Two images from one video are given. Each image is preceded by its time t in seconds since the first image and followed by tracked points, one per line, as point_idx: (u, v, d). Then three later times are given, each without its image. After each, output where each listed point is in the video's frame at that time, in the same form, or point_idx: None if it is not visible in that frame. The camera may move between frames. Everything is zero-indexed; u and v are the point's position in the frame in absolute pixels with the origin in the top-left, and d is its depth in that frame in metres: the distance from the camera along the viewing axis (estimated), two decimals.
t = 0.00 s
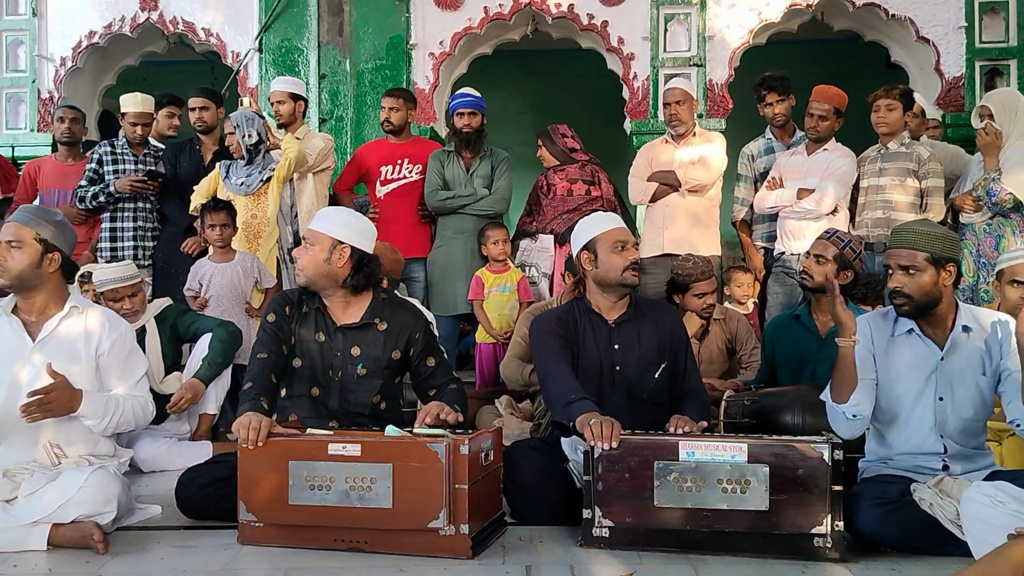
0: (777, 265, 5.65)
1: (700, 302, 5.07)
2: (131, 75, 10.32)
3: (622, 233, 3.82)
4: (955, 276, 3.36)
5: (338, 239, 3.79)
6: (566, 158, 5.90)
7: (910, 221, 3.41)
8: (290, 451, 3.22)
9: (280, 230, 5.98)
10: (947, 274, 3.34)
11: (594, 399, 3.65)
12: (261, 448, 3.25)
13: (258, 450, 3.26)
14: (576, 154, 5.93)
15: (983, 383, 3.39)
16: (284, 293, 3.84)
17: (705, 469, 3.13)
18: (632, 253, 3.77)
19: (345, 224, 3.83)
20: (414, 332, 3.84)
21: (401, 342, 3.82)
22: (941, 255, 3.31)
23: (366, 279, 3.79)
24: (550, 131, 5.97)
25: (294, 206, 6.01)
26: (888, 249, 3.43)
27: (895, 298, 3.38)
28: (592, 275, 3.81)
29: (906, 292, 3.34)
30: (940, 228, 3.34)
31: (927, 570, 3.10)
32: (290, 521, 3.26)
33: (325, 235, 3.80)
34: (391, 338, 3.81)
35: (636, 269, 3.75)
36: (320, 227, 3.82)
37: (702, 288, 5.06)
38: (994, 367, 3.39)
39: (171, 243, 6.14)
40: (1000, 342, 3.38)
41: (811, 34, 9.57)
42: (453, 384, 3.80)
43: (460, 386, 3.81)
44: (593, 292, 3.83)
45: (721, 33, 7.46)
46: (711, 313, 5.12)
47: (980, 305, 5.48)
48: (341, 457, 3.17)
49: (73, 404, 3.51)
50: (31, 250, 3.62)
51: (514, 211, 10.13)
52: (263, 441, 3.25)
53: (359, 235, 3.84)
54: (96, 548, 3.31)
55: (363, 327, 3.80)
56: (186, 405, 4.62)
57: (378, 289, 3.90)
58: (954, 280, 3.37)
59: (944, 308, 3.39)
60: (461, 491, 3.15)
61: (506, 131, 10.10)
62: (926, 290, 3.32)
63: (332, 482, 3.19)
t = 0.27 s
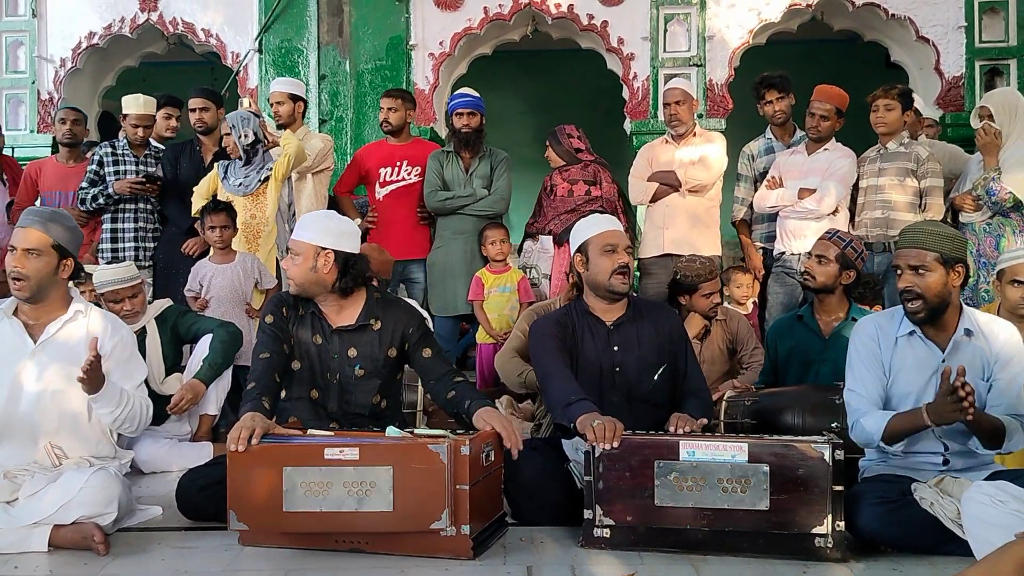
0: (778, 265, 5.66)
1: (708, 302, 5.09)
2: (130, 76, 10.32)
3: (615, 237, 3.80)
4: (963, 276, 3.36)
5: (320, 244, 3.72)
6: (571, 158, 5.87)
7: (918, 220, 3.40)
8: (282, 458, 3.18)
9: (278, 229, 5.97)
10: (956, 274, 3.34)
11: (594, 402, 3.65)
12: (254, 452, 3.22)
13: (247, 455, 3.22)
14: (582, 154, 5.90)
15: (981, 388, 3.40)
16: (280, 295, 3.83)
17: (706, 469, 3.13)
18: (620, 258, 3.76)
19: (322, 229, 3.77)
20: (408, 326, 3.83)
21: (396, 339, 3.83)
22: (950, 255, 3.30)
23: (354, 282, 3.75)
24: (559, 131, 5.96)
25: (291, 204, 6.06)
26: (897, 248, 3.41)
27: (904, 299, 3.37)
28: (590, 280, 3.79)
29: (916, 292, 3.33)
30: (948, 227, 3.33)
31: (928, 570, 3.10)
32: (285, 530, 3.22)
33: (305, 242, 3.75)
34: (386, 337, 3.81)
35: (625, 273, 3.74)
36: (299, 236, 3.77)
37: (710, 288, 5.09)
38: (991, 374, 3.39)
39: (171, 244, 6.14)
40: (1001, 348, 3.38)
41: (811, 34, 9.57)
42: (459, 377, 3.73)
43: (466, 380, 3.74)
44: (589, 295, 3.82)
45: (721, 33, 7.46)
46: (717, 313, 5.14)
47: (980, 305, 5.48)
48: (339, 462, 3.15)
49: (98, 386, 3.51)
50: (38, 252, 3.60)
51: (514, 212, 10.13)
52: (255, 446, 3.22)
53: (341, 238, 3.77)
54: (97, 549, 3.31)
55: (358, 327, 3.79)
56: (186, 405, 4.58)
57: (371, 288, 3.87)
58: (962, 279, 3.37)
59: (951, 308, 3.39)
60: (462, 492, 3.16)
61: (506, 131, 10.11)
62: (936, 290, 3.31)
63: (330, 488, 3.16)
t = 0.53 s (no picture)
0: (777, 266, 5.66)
1: (709, 303, 5.10)
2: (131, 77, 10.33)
3: (607, 238, 3.84)
4: (969, 281, 3.36)
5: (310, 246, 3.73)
6: (578, 159, 5.87)
7: (927, 221, 3.39)
8: (287, 458, 3.19)
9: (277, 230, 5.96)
10: (961, 279, 3.34)
11: (594, 404, 3.66)
12: (257, 452, 3.22)
13: (251, 455, 3.23)
14: (588, 156, 5.90)
15: (983, 390, 3.40)
16: (276, 297, 3.84)
17: (708, 470, 3.13)
18: (613, 261, 3.76)
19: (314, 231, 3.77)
20: (402, 323, 3.82)
21: (392, 336, 3.82)
22: (956, 260, 3.30)
23: (345, 281, 3.74)
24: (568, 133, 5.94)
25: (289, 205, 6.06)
26: (903, 249, 3.41)
27: (908, 299, 3.37)
28: (586, 286, 3.78)
29: (920, 294, 3.33)
30: (957, 232, 3.31)
31: (929, 571, 3.10)
32: (287, 530, 3.22)
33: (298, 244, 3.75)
34: (381, 335, 3.81)
35: (614, 275, 3.73)
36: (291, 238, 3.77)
37: (710, 288, 5.09)
38: (993, 377, 3.39)
39: (172, 246, 6.14)
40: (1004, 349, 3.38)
41: (811, 35, 9.57)
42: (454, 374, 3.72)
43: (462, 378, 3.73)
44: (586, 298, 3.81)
45: (721, 34, 7.46)
46: (717, 313, 5.15)
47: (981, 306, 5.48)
48: (341, 463, 3.15)
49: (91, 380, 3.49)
50: (40, 251, 3.61)
51: (514, 213, 10.13)
52: (258, 446, 3.22)
53: (333, 239, 3.78)
54: (98, 550, 3.31)
55: (354, 327, 3.79)
56: (187, 406, 4.65)
57: (365, 287, 3.88)
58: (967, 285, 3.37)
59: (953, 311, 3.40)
60: (465, 493, 3.17)
61: (506, 132, 10.11)
62: (940, 294, 3.31)
63: (332, 488, 3.16)
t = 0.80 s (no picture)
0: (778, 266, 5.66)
1: (709, 303, 5.10)
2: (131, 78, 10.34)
3: (601, 240, 3.82)
4: (971, 281, 3.36)
5: (296, 249, 3.75)
6: (581, 160, 5.86)
7: (927, 222, 3.39)
8: (298, 455, 3.21)
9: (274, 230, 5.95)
10: (963, 279, 3.34)
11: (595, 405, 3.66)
12: (268, 451, 3.23)
13: (265, 453, 3.23)
14: (592, 156, 5.90)
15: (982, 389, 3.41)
16: (271, 298, 3.86)
17: (708, 471, 3.13)
18: (609, 261, 3.78)
19: (304, 231, 3.79)
20: (397, 324, 3.83)
21: (385, 337, 3.81)
22: (957, 260, 3.30)
23: (332, 282, 3.73)
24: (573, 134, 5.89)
25: (287, 205, 6.01)
26: (905, 251, 3.41)
27: (911, 301, 3.37)
28: (582, 287, 3.80)
29: (923, 295, 3.33)
30: (958, 232, 3.31)
31: (930, 571, 3.10)
32: (298, 527, 3.24)
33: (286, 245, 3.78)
34: (375, 336, 3.80)
35: (605, 281, 3.74)
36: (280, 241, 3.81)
37: (710, 289, 5.09)
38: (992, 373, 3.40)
39: (172, 246, 6.14)
40: (1001, 350, 3.39)
41: (811, 35, 9.57)
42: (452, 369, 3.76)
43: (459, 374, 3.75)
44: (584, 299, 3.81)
45: (721, 34, 7.46)
46: (717, 313, 5.15)
47: (982, 306, 5.48)
48: (351, 460, 3.17)
49: (56, 420, 3.51)
50: (38, 255, 3.61)
51: (515, 213, 10.13)
52: (270, 444, 3.23)
53: (319, 241, 3.79)
54: (99, 551, 3.31)
55: (346, 327, 3.78)
56: (190, 405, 4.66)
57: (357, 287, 3.88)
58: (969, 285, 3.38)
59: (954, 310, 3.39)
60: (472, 491, 3.18)
61: (506, 133, 10.11)
62: (942, 294, 3.31)
63: (342, 485, 3.18)
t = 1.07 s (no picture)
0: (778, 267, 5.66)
1: (708, 304, 5.10)
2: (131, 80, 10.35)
3: (598, 243, 3.81)
4: (970, 284, 3.36)
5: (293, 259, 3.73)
6: (585, 160, 5.89)
7: (926, 226, 3.36)
8: (298, 457, 3.20)
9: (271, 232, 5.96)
10: (962, 283, 3.34)
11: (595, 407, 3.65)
12: (268, 453, 3.22)
13: (265, 455, 3.22)
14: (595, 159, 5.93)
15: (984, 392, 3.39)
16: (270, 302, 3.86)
17: (708, 472, 3.13)
18: (608, 263, 3.78)
19: (297, 241, 3.76)
20: (397, 335, 3.83)
21: (385, 346, 3.81)
22: (958, 266, 3.29)
23: (329, 291, 3.72)
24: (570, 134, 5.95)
25: (285, 209, 6.00)
26: (904, 254, 3.39)
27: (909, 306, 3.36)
28: (581, 289, 3.80)
29: (923, 300, 3.32)
30: (958, 237, 3.29)
31: (931, 572, 3.09)
32: (298, 529, 3.23)
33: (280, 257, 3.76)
34: (375, 345, 3.80)
35: (604, 282, 3.74)
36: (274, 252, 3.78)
37: (710, 289, 5.09)
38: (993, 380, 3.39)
39: (172, 248, 6.14)
40: (1004, 354, 3.35)
41: (811, 36, 9.57)
42: (442, 380, 3.85)
43: (449, 382, 3.85)
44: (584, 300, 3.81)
45: (721, 35, 7.46)
46: (717, 313, 5.14)
47: (983, 307, 5.48)
48: (351, 462, 3.17)
49: (52, 425, 3.52)
50: (37, 258, 3.61)
51: (515, 215, 10.13)
52: (271, 446, 3.22)
53: (315, 247, 3.77)
54: (98, 553, 3.31)
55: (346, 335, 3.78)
56: (190, 407, 4.65)
57: (355, 293, 3.88)
58: (968, 288, 3.38)
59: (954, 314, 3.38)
60: (473, 493, 3.17)
61: (506, 134, 10.11)
62: (941, 298, 3.32)
63: (342, 487, 3.18)
